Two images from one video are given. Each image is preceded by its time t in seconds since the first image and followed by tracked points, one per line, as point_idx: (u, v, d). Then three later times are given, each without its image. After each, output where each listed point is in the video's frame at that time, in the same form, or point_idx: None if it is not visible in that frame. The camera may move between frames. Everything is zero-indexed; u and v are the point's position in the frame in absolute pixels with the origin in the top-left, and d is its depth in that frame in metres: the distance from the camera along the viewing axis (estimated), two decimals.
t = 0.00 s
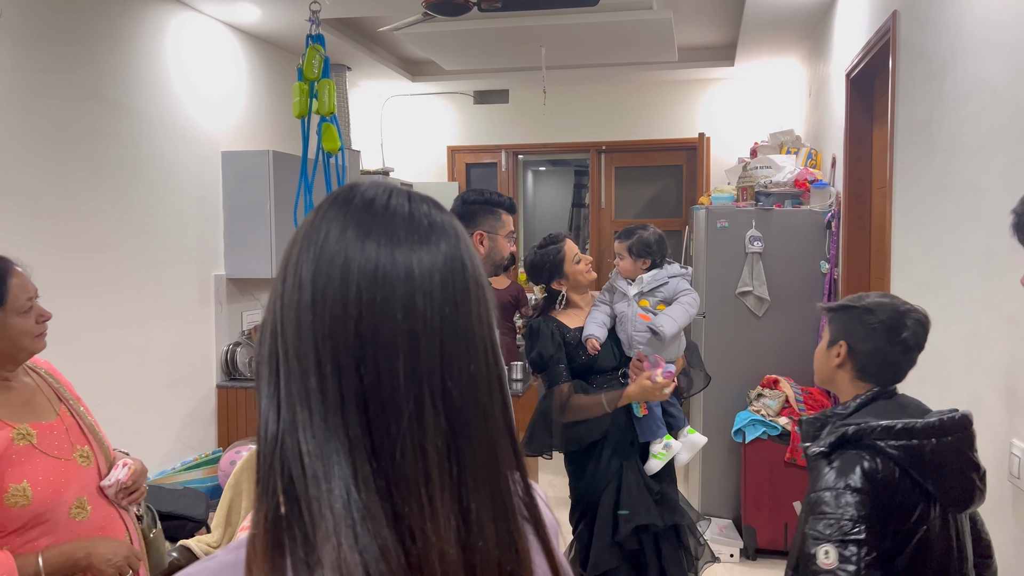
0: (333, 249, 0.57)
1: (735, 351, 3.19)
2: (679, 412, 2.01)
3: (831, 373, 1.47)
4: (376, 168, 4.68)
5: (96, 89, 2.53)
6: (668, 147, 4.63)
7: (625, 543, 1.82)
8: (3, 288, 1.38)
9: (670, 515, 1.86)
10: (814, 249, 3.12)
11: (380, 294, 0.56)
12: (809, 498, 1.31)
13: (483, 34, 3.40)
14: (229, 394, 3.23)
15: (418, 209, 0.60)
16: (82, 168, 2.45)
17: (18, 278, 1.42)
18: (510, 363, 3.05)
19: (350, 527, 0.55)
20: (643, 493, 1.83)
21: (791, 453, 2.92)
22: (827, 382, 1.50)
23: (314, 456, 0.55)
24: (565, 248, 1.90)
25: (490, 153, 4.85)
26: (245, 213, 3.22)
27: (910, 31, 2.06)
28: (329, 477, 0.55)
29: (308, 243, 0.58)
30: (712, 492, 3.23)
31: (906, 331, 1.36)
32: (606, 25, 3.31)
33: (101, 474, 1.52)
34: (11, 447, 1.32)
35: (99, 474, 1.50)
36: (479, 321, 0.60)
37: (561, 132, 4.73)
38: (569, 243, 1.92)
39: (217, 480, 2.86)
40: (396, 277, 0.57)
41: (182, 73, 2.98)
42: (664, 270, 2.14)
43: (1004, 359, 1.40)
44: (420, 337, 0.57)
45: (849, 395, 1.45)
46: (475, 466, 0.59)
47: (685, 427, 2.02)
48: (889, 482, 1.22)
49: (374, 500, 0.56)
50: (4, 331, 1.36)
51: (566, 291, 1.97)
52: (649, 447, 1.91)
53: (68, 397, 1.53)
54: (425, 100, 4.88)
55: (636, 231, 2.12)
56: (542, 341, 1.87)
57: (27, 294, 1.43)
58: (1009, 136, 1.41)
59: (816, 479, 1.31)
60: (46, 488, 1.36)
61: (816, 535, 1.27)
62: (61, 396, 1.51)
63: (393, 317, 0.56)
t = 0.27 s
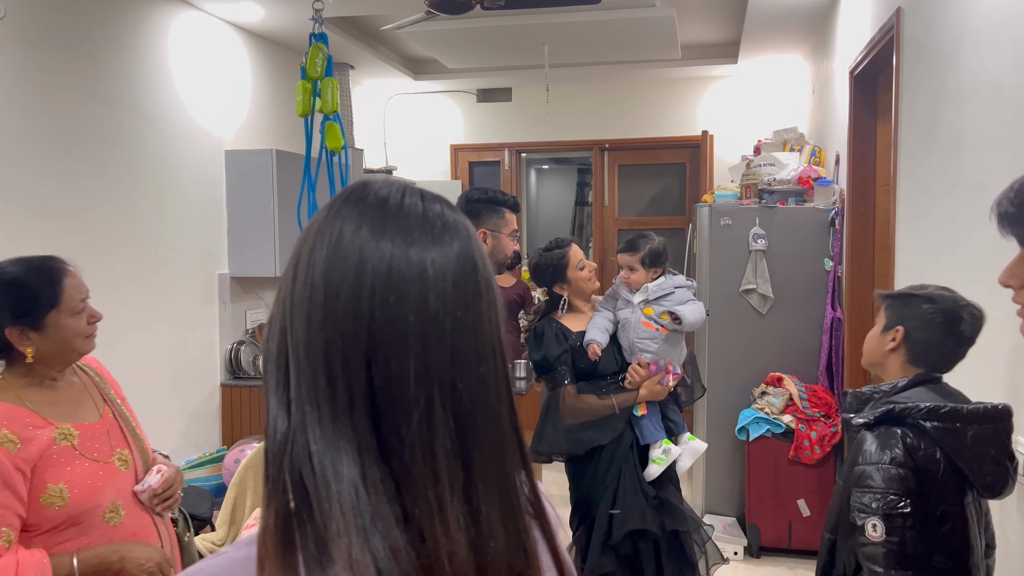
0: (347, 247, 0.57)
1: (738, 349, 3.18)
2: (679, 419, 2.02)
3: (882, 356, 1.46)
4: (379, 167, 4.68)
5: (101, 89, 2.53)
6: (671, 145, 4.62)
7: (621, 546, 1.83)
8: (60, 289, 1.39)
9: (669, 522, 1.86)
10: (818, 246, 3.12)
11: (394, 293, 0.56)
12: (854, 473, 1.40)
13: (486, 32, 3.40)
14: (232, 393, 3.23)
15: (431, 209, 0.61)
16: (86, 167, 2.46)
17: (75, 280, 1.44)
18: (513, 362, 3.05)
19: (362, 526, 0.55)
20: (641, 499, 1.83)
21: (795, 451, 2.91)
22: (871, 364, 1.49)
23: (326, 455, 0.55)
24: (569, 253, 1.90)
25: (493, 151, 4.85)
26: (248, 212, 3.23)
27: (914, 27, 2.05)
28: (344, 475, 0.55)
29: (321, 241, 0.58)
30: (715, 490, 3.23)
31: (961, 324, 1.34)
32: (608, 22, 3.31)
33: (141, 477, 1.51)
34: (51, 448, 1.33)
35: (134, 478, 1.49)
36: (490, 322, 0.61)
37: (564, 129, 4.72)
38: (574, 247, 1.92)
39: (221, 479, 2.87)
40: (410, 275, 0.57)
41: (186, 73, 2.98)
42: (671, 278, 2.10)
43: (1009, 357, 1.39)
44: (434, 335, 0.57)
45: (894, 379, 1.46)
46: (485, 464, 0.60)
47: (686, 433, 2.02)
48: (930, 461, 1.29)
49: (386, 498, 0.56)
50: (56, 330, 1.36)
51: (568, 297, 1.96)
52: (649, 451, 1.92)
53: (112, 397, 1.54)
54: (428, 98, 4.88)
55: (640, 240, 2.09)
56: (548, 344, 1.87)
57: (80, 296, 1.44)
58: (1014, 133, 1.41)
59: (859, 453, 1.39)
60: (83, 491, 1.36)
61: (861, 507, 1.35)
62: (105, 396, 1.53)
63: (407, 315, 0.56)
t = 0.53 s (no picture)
0: (376, 253, 0.52)
1: (741, 347, 3.18)
2: (680, 406, 2.00)
3: (911, 359, 1.35)
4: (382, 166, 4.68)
5: (103, 89, 2.54)
6: (674, 143, 4.61)
7: (622, 533, 1.84)
8: (112, 280, 1.41)
9: (669, 510, 1.86)
10: (821, 243, 3.11)
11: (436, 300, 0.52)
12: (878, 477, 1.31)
13: (487, 30, 3.39)
14: (235, 392, 3.24)
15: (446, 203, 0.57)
16: (89, 167, 2.47)
17: (124, 271, 1.46)
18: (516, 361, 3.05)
19: (425, 548, 0.51)
20: (642, 486, 1.83)
21: (798, 449, 2.91)
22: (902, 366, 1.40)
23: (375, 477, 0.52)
24: (562, 238, 1.90)
25: (495, 150, 4.85)
26: (250, 211, 3.23)
27: (917, 24, 2.05)
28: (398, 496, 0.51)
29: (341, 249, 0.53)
30: (718, 489, 3.22)
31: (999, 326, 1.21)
32: (610, 20, 3.30)
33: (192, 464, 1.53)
34: (110, 430, 1.36)
35: (188, 464, 1.50)
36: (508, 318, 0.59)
37: (566, 128, 4.72)
38: (566, 233, 1.91)
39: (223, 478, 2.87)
40: (451, 279, 0.53)
41: (189, 72, 2.99)
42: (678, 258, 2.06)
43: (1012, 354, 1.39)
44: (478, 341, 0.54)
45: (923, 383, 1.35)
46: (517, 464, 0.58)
47: (685, 420, 1.99)
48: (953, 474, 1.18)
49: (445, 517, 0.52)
50: (113, 321, 1.39)
51: (567, 281, 1.97)
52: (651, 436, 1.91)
53: (162, 390, 1.57)
54: (430, 97, 4.88)
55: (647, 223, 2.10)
56: (549, 326, 1.89)
57: (131, 288, 1.46)
58: (1016, 128, 1.40)
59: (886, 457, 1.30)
60: (141, 472, 1.39)
61: (879, 513, 1.28)
62: (156, 389, 1.56)
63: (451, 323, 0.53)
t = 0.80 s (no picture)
0: (443, 242, 0.60)
1: (741, 345, 3.18)
2: (674, 424, 1.98)
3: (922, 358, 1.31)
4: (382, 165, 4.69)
5: (103, 89, 2.55)
6: (674, 141, 4.61)
7: (617, 549, 1.85)
8: (165, 285, 1.44)
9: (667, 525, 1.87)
10: (821, 241, 3.11)
11: (488, 281, 0.63)
12: (907, 484, 1.24)
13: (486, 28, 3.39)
14: (235, 391, 3.24)
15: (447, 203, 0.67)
16: (90, 166, 2.48)
17: (176, 278, 1.48)
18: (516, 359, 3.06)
19: (458, 488, 0.58)
20: (636, 501, 1.84)
21: (798, 446, 2.92)
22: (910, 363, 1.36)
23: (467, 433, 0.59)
24: (568, 256, 1.90)
25: (495, 148, 4.84)
26: (251, 210, 3.24)
27: (916, 21, 2.05)
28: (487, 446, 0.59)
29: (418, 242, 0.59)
30: (718, 487, 3.23)
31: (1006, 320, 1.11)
32: (611, 18, 3.31)
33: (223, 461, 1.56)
34: (147, 427, 1.39)
35: (218, 462, 1.53)
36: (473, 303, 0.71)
37: (566, 126, 4.72)
38: (575, 251, 1.92)
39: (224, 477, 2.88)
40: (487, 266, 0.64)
41: (189, 71, 2.99)
42: (681, 288, 2.12)
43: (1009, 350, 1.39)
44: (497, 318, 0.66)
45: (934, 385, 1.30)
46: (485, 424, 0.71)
47: (681, 438, 1.98)
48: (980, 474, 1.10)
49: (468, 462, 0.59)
50: (158, 326, 1.41)
51: (565, 298, 1.98)
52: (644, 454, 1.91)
53: (191, 389, 1.60)
54: (430, 96, 4.89)
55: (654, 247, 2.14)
56: (544, 344, 1.88)
57: (181, 298, 1.48)
58: (1014, 125, 1.41)
59: (911, 463, 1.24)
60: (178, 467, 1.42)
61: (920, 523, 1.20)
62: (184, 388, 1.58)
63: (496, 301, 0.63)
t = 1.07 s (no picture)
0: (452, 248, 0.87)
1: (740, 341, 3.19)
2: (670, 397, 1.98)
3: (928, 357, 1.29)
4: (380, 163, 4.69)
5: (101, 87, 2.55)
6: (673, 138, 4.61)
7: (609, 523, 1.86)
8: (169, 273, 1.44)
9: (656, 503, 1.86)
10: (819, 237, 3.11)
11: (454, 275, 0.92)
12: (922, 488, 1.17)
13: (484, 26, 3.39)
14: (234, 389, 3.24)
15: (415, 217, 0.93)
16: (88, 165, 2.48)
17: (180, 265, 1.49)
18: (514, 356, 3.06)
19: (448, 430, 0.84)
20: (630, 477, 1.85)
21: (796, 442, 2.92)
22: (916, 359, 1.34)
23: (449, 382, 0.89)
24: (563, 230, 1.91)
25: (494, 145, 4.84)
26: (249, 208, 3.24)
27: (912, 16, 2.05)
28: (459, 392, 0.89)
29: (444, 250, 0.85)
30: (717, 483, 3.23)
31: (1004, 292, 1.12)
32: (608, 15, 3.30)
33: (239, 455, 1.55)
34: (164, 421, 1.39)
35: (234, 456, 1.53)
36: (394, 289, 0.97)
37: (564, 123, 4.71)
38: (568, 225, 1.92)
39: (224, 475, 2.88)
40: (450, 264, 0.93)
41: (186, 70, 2.99)
42: (680, 255, 2.08)
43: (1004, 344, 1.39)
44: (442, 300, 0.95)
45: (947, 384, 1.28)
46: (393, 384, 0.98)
47: (676, 412, 1.99)
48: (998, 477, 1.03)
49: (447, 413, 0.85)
50: (170, 314, 1.43)
51: (562, 272, 1.98)
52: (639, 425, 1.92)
53: (206, 384, 1.59)
54: (428, 94, 4.88)
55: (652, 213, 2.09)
56: (545, 319, 1.89)
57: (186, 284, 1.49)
58: (1010, 120, 1.41)
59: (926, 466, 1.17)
60: (194, 462, 1.41)
61: (933, 527, 1.12)
62: (199, 382, 1.58)
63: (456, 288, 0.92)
